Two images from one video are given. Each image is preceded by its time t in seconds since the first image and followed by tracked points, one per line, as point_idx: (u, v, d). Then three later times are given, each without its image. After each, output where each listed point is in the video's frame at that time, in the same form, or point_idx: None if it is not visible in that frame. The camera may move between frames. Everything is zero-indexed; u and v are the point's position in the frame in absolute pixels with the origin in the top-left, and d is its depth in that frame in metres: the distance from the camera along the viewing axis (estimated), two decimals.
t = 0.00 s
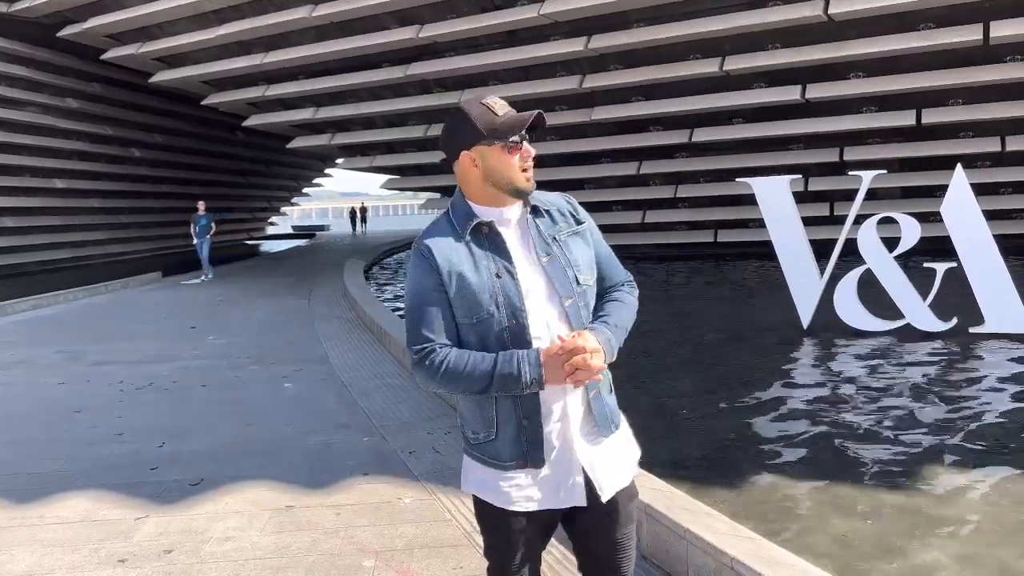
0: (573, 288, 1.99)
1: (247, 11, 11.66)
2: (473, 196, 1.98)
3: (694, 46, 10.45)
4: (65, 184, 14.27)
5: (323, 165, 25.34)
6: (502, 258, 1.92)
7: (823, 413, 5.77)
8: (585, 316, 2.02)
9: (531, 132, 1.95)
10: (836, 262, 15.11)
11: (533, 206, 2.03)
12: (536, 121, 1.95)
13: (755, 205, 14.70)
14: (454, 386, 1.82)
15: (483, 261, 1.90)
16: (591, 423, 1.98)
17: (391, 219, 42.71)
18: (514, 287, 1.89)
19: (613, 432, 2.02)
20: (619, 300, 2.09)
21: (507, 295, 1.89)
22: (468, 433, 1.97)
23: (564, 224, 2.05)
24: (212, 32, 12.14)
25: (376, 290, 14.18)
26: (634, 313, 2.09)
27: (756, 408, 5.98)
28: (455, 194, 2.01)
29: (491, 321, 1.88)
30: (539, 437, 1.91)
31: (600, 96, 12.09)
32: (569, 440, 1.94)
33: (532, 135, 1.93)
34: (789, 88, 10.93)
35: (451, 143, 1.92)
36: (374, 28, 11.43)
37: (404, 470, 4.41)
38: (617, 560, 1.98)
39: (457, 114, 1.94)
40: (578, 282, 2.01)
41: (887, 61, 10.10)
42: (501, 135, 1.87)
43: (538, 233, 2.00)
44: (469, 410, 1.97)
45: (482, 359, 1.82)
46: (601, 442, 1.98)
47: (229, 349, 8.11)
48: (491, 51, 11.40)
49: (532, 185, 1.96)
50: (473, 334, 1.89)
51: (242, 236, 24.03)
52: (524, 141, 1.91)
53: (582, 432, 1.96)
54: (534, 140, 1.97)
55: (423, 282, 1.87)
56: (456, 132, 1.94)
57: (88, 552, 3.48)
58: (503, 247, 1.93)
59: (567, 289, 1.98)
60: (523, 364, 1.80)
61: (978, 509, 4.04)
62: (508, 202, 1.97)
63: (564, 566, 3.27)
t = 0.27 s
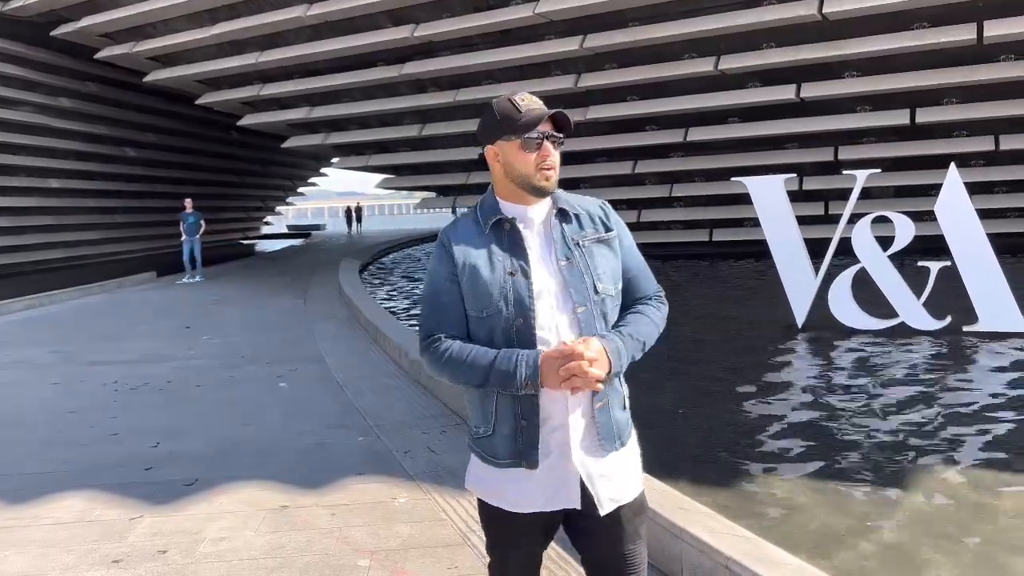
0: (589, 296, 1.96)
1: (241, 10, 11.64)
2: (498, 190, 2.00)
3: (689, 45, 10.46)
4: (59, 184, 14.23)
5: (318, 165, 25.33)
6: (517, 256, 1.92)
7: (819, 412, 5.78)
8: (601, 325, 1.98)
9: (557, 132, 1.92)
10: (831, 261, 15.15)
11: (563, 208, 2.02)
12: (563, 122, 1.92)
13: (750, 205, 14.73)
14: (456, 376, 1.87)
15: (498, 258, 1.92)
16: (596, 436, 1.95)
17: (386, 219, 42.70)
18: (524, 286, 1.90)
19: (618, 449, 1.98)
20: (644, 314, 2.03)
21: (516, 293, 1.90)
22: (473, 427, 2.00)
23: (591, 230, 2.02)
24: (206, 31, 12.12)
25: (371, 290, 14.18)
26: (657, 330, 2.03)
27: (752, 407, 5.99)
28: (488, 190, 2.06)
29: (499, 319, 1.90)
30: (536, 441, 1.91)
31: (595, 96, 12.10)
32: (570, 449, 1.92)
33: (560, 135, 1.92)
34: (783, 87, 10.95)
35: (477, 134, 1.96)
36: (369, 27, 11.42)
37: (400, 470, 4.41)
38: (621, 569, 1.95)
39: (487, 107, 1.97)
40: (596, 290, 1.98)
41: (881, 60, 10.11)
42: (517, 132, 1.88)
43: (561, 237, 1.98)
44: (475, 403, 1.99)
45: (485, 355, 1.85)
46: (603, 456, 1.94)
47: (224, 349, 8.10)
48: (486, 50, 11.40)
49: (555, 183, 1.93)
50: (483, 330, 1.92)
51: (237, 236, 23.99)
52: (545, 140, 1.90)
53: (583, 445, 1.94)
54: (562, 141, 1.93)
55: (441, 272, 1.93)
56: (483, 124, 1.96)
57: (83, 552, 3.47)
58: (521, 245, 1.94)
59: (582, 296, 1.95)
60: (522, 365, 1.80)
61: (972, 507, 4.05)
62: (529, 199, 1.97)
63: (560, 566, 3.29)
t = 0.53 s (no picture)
0: (621, 291, 1.94)
1: (234, 9, 11.60)
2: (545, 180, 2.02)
3: (682, 44, 10.47)
4: (51, 183, 14.17)
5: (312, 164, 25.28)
6: (551, 243, 1.94)
7: (813, 410, 5.79)
8: (634, 322, 1.95)
9: (601, 124, 1.91)
10: (824, 259, 15.18)
11: (606, 203, 2.00)
12: (607, 115, 1.90)
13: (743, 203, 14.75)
14: (480, 356, 1.92)
15: (532, 243, 1.94)
16: (621, 439, 1.94)
17: (379, 218, 42.63)
18: (554, 271, 1.92)
19: (643, 457, 1.95)
20: (680, 318, 1.98)
21: (545, 279, 1.92)
22: (498, 412, 2.03)
23: (633, 228, 2.00)
24: (199, 30, 12.08)
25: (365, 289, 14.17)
26: (693, 336, 1.98)
27: (746, 405, 6.00)
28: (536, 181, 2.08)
29: (526, 304, 1.93)
30: (554, 427, 1.93)
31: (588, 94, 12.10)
32: (590, 448, 1.92)
33: (607, 125, 1.92)
34: (776, 86, 10.97)
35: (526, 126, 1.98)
36: (363, 26, 11.40)
37: (394, 469, 4.41)
38: None
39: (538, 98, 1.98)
40: (630, 286, 1.95)
41: (873, 59, 10.14)
42: (560, 124, 1.89)
43: (600, 230, 1.98)
44: (502, 389, 2.03)
45: (508, 336, 1.89)
46: (628, 465, 1.92)
47: (217, 348, 8.08)
48: (480, 49, 11.38)
49: (596, 175, 1.93)
50: (513, 314, 1.95)
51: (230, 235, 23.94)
52: (586, 132, 1.89)
53: (604, 447, 1.92)
54: (607, 132, 1.92)
55: (476, 255, 1.99)
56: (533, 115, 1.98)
57: (75, 553, 3.46)
58: (556, 232, 1.95)
59: (614, 290, 1.94)
60: (541, 347, 1.82)
61: (965, 504, 4.07)
62: (571, 190, 1.98)
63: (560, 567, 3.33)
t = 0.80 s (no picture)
0: (644, 292, 1.92)
1: (226, 6, 11.55)
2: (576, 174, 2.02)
3: (675, 42, 10.46)
4: (42, 182, 14.09)
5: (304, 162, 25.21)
6: (578, 238, 1.91)
7: (807, 407, 5.80)
8: (656, 323, 1.93)
9: (625, 120, 1.89)
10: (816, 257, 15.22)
11: (638, 201, 1.96)
12: (630, 110, 1.87)
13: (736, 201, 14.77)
14: (498, 345, 1.91)
15: (558, 236, 1.92)
16: (636, 439, 1.93)
17: (371, 216, 42.58)
18: (577, 266, 1.90)
19: (659, 459, 1.94)
20: (704, 322, 1.95)
21: (567, 273, 1.90)
22: (512, 400, 2.03)
23: (663, 228, 1.95)
24: (190, 27, 12.02)
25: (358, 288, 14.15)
26: (716, 342, 1.94)
27: (739, 403, 6.00)
28: (571, 176, 2.06)
29: (548, 296, 1.91)
30: (569, 421, 1.92)
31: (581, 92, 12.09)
32: (603, 445, 1.92)
33: (629, 120, 1.88)
34: (769, 83, 10.98)
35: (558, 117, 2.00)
36: (355, 23, 11.36)
37: (387, 468, 4.40)
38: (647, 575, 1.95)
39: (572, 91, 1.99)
40: (655, 288, 1.93)
41: (865, 57, 10.16)
42: (578, 118, 1.89)
43: (629, 229, 1.94)
44: (519, 377, 2.02)
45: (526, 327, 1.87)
46: (642, 464, 1.92)
47: (209, 348, 8.04)
48: (473, 47, 11.36)
49: (619, 170, 1.91)
50: (534, 304, 1.93)
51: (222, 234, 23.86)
52: (605, 126, 1.88)
53: (618, 444, 1.92)
54: (631, 128, 1.89)
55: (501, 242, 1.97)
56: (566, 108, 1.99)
57: (66, 554, 3.43)
58: (584, 227, 1.93)
59: (637, 290, 1.92)
60: (557, 341, 1.81)
61: (958, 501, 4.07)
62: (600, 184, 1.96)
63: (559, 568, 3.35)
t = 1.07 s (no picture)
0: (651, 295, 1.91)
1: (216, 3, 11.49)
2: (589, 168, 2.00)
3: (667, 40, 10.47)
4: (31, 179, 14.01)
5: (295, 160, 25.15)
6: (592, 232, 1.88)
7: (797, 405, 5.81)
8: (658, 326, 1.93)
9: (636, 119, 1.85)
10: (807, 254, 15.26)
11: (650, 202, 1.94)
12: (641, 109, 1.84)
13: (728, 199, 14.79)
14: (503, 335, 1.84)
15: (573, 229, 1.87)
16: (634, 439, 1.93)
17: (363, 213, 42.52)
18: (591, 261, 1.86)
19: (654, 460, 1.94)
20: (705, 329, 1.96)
21: (580, 268, 1.86)
22: (508, 391, 1.98)
23: (673, 232, 1.95)
24: (180, 24, 11.96)
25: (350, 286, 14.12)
26: (715, 349, 1.96)
27: (731, 400, 6.01)
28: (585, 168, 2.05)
29: (557, 289, 1.86)
30: (570, 418, 1.89)
31: (573, 90, 12.09)
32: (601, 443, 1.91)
33: (640, 118, 1.85)
34: (760, 81, 11.00)
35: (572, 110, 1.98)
36: (346, 21, 11.32)
37: (378, 467, 4.39)
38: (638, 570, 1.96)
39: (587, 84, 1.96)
40: (661, 292, 1.92)
41: (855, 56, 10.19)
42: (587, 115, 1.87)
43: (641, 230, 1.92)
44: (517, 368, 1.98)
45: (536, 317, 1.82)
46: (637, 465, 1.91)
47: (200, 346, 8.01)
48: (464, 44, 11.33)
49: (627, 170, 1.88)
50: (540, 296, 1.88)
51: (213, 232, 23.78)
52: (614, 124, 1.85)
53: (617, 445, 1.92)
54: (642, 126, 1.86)
55: (511, 227, 1.89)
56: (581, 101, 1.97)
57: (53, 554, 3.41)
58: (598, 222, 1.89)
59: (645, 292, 1.90)
60: (569, 337, 1.77)
61: (948, 498, 4.09)
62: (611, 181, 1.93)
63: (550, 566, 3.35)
